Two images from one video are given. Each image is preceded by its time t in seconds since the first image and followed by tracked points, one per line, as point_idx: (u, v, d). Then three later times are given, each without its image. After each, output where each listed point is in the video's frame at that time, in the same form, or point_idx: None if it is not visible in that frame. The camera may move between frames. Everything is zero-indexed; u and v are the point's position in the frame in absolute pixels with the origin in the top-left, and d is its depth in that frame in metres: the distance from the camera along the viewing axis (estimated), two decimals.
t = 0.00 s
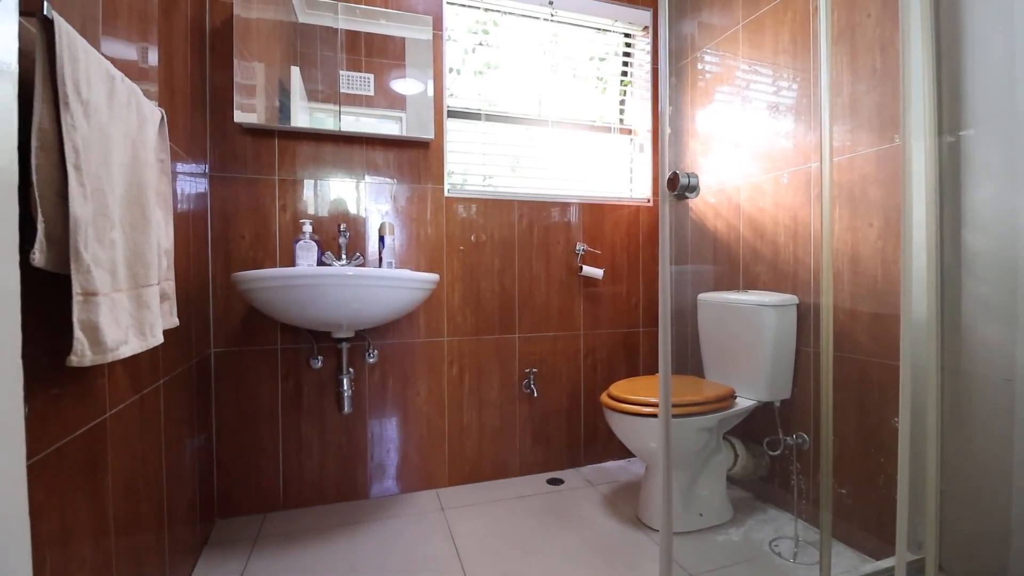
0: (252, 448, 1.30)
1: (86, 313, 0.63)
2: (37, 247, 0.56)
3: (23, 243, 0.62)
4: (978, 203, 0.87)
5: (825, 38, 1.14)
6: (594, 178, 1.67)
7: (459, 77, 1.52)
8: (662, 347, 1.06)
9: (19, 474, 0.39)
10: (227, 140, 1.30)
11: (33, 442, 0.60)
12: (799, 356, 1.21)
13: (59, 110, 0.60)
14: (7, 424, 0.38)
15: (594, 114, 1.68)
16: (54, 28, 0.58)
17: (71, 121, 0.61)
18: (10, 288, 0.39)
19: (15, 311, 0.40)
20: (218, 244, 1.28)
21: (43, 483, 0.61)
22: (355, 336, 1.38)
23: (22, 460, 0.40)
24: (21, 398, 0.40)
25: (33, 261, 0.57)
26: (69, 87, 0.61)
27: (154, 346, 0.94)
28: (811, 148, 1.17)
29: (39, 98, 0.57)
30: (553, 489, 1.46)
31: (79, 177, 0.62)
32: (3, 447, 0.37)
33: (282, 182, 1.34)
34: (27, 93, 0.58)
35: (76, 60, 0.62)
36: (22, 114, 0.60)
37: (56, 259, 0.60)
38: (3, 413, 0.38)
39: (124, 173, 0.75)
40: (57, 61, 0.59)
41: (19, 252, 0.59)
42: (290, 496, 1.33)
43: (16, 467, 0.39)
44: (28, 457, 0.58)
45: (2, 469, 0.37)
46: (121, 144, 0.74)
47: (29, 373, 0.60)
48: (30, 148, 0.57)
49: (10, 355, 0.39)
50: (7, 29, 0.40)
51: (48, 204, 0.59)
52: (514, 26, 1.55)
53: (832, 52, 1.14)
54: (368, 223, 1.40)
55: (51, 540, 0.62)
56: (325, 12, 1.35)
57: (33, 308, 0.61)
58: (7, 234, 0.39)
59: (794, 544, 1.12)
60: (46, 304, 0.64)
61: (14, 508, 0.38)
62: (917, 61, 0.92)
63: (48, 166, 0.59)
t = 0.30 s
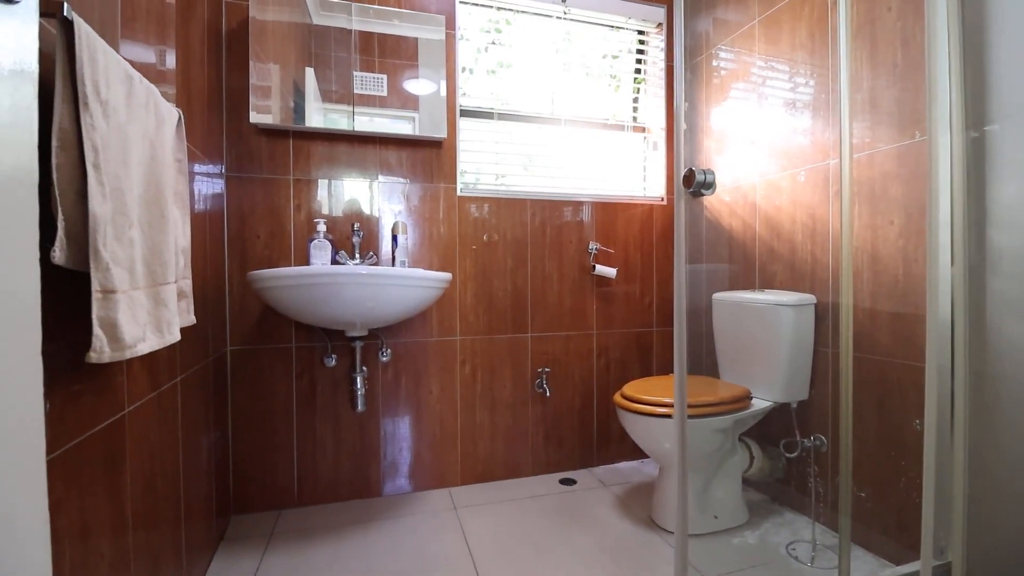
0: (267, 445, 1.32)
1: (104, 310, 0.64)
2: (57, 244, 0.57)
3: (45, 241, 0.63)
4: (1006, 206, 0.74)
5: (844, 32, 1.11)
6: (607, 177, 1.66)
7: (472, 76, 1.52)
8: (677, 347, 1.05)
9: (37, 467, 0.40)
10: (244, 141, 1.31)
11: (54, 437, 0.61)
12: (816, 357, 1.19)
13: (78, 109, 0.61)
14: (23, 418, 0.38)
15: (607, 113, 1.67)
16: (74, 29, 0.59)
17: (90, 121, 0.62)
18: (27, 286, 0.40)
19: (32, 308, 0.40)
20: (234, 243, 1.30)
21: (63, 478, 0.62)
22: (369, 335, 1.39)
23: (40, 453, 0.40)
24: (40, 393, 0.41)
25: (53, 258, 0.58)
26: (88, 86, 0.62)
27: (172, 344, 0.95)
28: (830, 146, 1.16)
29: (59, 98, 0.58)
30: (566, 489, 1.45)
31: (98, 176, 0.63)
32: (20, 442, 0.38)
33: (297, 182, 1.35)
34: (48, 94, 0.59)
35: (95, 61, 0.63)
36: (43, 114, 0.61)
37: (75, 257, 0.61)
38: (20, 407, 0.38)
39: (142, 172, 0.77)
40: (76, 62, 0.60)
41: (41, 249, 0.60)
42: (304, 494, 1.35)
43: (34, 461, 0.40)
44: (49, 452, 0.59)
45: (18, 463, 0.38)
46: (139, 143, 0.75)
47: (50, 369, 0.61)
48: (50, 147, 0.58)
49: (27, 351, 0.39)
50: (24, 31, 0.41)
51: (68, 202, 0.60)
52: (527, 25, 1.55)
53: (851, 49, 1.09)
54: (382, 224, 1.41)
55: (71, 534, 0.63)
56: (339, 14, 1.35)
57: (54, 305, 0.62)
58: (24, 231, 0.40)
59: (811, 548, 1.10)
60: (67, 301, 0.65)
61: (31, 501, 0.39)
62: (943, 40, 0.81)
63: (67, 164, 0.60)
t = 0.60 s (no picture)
0: (282, 443, 1.33)
1: (126, 307, 0.65)
2: (80, 243, 0.58)
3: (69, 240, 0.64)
4: None
5: (864, 27, 1.09)
6: (620, 176, 1.66)
7: (484, 76, 1.52)
8: (693, 346, 1.04)
9: (61, 461, 0.41)
10: (260, 142, 1.33)
11: (76, 433, 0.62)
12: (834, 357, 1.17)
13: (100, 110, 0.62)
14: (47, 413, 0.39)
15: (620, 111, 1.66)
16: (96, 32, 0.60)
17: (111, 122, 0.63)
18: (50, 283, 0.40)
19: (54, 305, 0.41)
20: (251, 244, 1.32)
21: (85, 473, 0.63)
22: (382, 334, 1.40)
23: (62, 451, 0.41)
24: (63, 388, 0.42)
25: (77, 256, 0.59)
26: (109, 88, 0.63)
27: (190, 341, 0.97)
28: (848, 143, 1.13)
29: (81, 99, 0.59)
30: (579, 489, 1.45)
31: (119, 176, 0.64)
32: (43, 437, 0.39)
33: (312, 182, 1.36)
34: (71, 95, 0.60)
35: (115, 64, 0.64)
36: (67, 116, 0.62)
37: (98, 255, 0.62)
38: (43, 402, 0.39)
39: (161, 172, 0.78)
40: (98, 64, 0.61)
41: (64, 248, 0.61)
42: (318, 491, 1.36)
43: (58, 455, 0.40)
44: (72, 447, 0.60)
45: (41, 457, 0.38)
46: (158, 144, 0.76)
47: (73, 365, 0.62)
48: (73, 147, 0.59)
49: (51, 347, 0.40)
50: (47, 34, 0.41)
51: (89, 201, 0.61)
52: (539, 24, 1.55)
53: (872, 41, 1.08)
54: (395, 224, 1.41)
55: (92, 528, 0.64)
56: (352, 15, 1.36)
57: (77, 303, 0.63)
58: (48, 230, 0.40)
59: (829, 551, 1.09)
60: (89, 298, 0.66)
61: (54, 495, 0.39)
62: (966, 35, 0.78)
63: (89, 164, 0.61)
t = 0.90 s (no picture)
0: (299, 441, 1.35)
1: (152, 309, 0.66)
2: (106, 245, 0.59)
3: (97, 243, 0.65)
4: None
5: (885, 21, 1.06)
6: (634, 176, 1.65)
7: (498, 76, 1.52)
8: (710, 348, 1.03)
9: (88, 462, 0.41)
10: (277, 144, 1.35)
11: (102, 431, 0.63)
12: (853, 359, 1.14)
13: (126, 116, 0.63)
14: (76, 415, 0.40)
15: (635, 110, 1.65)
16: (121, 37, 0.61)
17: (137, 126, 0.64)
18: (80, 287, 0.41)
19: (84, 310, 0.41)
20: (268, 245, 1.34)
21: (111, 468, 0.65)
22: (397, 334, 1.41)
23: (90, 450, 0.42)
24: (91, 390, 0.42)
25: (103, 258, 0.60)
26: (134, 93, 0.64)
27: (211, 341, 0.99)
28: (868, 141, 1.11)
29: (107, 105, 0.60)
30: (592, 491, 1.44)
31: (144, 179, 0.65)
32: (71, 439, 0.39)
33: (328, 183, 1.38)
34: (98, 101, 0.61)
35: (140, 69, 0.65)
36: (94, 121, 0.63)
37: (124, 256, 0.63)
38: (72, 404, 0.39)
39: (182, 175, 0.78)
40: (123, 70, 0.62)
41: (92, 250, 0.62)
42: (334, 490, 1.37)
43: (85, 456, 0.41)
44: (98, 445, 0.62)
45: (71, 458, 0.39)
46: (180, 148, 0.77)
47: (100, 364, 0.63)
48: (100, 152, 0.60)
49: (80, 350, 0.41)
50: (76, 42, 0.42)
51: (115, 204, 0.62)
52: (553, 23, 1.55)
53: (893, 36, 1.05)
54: (409, 224, 1.42)
55: (117, 522, 0.66)
56: (368, 18, 1.37)
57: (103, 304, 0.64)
58: (78, 235, 0.41)
59: (848, 556, 1.08)
60: (113, 298, 0.67)
61: (83, 495, 0.40)
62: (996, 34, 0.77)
63: (115, 169, 0.62)
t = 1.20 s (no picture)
0: (315, 440, 1.36)
1: (173, 309, 0.64)
2: (132, 247, 0.56)
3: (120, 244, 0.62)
4: None
5: (908, 19, 1.04)
6: (648, 175, 1.64)
7: (511, 76, 1.52)
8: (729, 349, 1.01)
9: (116, 462, 0.41)
10: (292, 145, 1.36)
11: (126, 429, 0.64)
12: (872, 362, 1.12)
13: (149, 119, 0.59)
14: (103, 416, 0.40)
15: (649, 109, 1.65)
16: (144, 39, 0.57)
17: (160, 129, 0.60)
18: (108, 288, 0.41)
19: (113, 310, 0.42)
20: (284, 246, 1.35)
21: (134, 466, 0.65)
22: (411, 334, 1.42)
23: (118, 449, 0.42)
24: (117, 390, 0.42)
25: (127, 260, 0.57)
26: (158, 95, 0.60)
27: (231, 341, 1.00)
28: (885, 138, 1.08)
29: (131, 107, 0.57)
30: (605, 492, 1.43)
31: (167, 182, 0.61)
32: (101, 437, 0.39)
33: (343, 184, 1.39)
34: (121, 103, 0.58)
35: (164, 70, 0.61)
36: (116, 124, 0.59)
37: (147, 257, 0.60)
38: (99, 405, 0.39)
39: (204, 177, 0.74)
40: (147, 71, 0.59)
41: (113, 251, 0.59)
42: (348, 489, 1.39)
43: (112, 456, 0.41)
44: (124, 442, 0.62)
45: (100, 458, 0.39)
46: (201, 150, 0.73)
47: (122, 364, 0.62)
48: (123, 155, 0.57)
49: (107, 351, 0.41)
50: (103, 46, 0.42)
51: (138, 206, 0.58)
52: (567, 23, 1.54)
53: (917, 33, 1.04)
54: (422, 224, 1.43)
55: (139, 521, 0.66)
56: (382, 20, 1.38)
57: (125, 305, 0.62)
58: (105, 236, 0.41)
59: (867, 561, 1.07)
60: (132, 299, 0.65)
61: (109, 495, 0.40)
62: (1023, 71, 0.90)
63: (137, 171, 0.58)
